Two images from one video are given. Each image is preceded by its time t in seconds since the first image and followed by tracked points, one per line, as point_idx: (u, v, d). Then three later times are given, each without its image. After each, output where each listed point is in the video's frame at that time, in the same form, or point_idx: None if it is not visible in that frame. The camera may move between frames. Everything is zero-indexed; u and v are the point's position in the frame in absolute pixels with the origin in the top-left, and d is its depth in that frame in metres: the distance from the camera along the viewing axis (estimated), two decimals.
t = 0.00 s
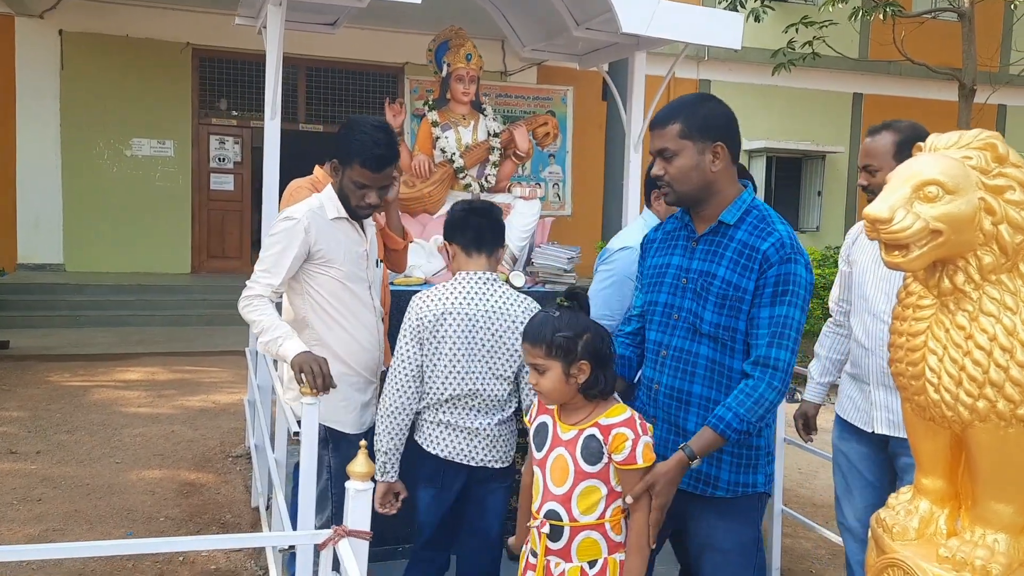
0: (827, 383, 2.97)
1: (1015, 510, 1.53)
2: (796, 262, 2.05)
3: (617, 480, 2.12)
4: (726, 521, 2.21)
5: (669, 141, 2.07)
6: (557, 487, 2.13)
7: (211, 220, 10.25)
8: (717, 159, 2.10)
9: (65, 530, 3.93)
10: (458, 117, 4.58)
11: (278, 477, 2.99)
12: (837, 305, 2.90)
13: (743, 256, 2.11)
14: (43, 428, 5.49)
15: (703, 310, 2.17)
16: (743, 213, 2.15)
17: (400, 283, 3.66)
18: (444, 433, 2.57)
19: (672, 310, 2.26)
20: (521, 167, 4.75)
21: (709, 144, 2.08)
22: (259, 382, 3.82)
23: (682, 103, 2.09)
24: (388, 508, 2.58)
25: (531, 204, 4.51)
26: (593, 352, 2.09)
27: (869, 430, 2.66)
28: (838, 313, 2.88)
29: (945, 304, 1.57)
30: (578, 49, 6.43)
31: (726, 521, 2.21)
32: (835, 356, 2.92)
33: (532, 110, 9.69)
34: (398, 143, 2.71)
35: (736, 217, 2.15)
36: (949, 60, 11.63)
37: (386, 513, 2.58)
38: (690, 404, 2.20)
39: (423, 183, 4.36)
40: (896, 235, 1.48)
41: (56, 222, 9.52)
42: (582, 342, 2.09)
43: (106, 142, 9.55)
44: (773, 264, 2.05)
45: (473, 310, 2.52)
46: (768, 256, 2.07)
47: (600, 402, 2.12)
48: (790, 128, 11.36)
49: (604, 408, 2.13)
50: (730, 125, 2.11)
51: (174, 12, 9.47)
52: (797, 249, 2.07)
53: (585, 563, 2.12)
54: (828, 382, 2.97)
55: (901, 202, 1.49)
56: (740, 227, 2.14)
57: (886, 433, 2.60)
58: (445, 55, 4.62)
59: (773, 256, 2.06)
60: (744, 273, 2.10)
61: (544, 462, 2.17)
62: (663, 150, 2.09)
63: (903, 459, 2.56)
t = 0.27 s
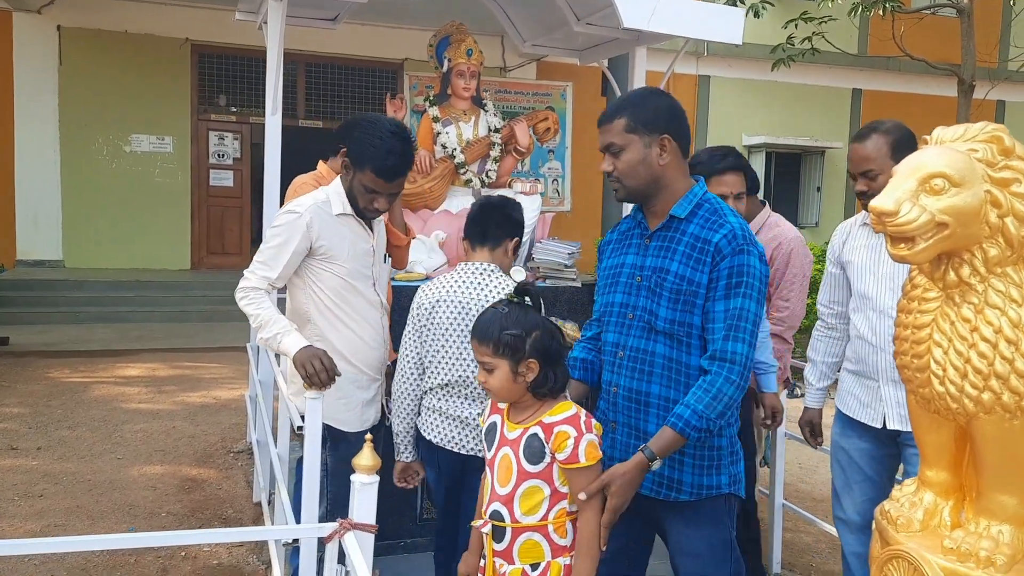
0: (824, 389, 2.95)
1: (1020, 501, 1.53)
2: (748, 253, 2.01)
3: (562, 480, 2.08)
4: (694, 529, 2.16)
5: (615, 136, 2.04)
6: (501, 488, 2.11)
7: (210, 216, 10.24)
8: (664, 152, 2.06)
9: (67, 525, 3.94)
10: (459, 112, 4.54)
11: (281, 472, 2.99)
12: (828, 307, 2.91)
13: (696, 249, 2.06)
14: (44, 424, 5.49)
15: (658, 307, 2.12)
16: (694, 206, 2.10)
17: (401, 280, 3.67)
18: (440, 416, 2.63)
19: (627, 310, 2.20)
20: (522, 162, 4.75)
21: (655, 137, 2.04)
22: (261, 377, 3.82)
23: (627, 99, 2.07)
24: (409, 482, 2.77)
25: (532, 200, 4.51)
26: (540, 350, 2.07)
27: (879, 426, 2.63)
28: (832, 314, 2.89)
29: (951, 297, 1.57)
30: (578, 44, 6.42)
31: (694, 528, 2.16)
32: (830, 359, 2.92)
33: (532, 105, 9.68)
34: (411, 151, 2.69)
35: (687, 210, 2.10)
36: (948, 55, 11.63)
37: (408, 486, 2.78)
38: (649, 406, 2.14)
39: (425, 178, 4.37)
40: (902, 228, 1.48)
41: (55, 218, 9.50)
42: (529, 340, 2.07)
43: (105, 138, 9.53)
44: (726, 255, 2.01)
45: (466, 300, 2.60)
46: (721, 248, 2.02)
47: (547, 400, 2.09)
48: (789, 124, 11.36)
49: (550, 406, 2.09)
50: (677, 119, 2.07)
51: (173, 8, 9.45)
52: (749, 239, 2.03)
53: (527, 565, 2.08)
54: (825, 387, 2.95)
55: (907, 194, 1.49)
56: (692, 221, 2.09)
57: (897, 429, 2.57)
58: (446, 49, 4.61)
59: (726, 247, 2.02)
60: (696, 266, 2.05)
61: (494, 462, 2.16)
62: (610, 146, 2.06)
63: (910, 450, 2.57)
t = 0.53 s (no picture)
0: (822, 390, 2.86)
1: (1010, 500, 1.53)
2: (653, 233, 1.91)
3: (488, 479, 1.99)
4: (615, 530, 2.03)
5: (522, 125, 1.94)
6: (427, 488, 2.03)
7: (209, 213, 10.23)
8: (573, 140, 1.98)
9: (64, 522, 3.94)
10: (457, 109, 4.57)
11: (277, 469, 2.97)
12: (828, 305, 2.77)
13: (602, 235, 1.97)
14: (42, 420, 5.49)
15: (569, 297, 2.02)
16: (600, 192, 2.01)
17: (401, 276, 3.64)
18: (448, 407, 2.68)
19: (542, 305, 2.11)
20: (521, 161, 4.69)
21: (562, 126, 1.95)
22: (258, 375, 3.82)
23: (530, 88, 1.97)
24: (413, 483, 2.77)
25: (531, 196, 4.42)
26: (473, 348, 1.98)
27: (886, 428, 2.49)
28: (833, 313, 2.76)
29: (941, 296, 1.57)
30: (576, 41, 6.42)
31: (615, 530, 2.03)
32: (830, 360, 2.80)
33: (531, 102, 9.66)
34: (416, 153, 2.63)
35: (592, 197, 2.01)
36: (948, 51, 11.62)
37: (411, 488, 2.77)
38: (569, 402, 2.04)
39: (422, 176, 4.31)
40: (892, 227, 1.47)
41: (54, 214, 9.50)
42: (461, 339, 1.98)
43: (103, 134, 9.52)
44: (631, 236, 1.92)
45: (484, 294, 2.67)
46: (624, 231, 1.94)
47: (476, 398, 2.01)
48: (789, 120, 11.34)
49: (477, 403, 2.01)
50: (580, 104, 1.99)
51: (171, 4, 9.44)
52: (655, 220, 1.94)
53: (451, 569, 1.99)
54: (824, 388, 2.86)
55: (898, 193, 1.49)
56: (597, 206, 2.00)
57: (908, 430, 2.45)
58: (443, 47, 4.68)
59: (632, 228, 1.92)
60: (603, 252, 1.97)
61: (422, 462, 2.07)
62: (517, 136, 1.95)
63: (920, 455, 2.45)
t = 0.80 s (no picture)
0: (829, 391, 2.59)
1: (1003, 498, 1.54)
2: (608, 227, 1.80)
3: (448, 478, 1.95)
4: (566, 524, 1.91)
5: (478, 118, 1.80)
6: (384, 492, 1.97)
7: (209, 211, 10.23)
8: (529, 134, 1.86)
9: (63, 519, 3.95)
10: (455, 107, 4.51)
11: (274, 466, 2.97)
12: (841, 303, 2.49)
13: (554, 231, 1.85)
14: (40, 418, 5.50)
15: (522, 297, 1.89)
16: (550, 186, 1.89)
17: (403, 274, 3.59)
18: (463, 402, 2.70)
19: (495, 305, 1.98)
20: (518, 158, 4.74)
21: (519, 120, 1.83)
22: (256, 373, 3.83)
23: (480, 80, 1.82)
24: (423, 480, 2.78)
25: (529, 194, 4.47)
26: (429, 345, 1.95)
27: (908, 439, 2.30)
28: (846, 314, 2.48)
29: (935, 295, 1.58)
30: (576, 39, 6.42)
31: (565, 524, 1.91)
32: (839, 361, 2.53)
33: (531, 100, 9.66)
34: (412, 146, 2.57)
35: (543, 192, 1.89)
36: (948, 50, 11.61)
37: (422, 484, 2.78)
38: (527, 404, 1.92)
39: (420, 173, 4.34)
40: (886, 225, 1.48)
41: (54, 212, 9.50)
42: (417, 335, 1.94)
43: (102, 132, 9.52)
44: (588, 231, 1.80)
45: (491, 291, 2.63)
46: (578, 226, 1.82)
47: (431, 396, 1.97)
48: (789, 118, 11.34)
49: (432, 401, 1.97)
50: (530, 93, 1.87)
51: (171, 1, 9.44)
52: (610, 213, 1.83)
53: (415, 572, 1.96)
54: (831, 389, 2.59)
55: (892, 191, 1.49)
56: (549, 202, 1.88)
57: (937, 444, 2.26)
58: (441, 44, 4.67)
59: (588, 223, 1.81)
60: (556, 249, 1.84)
61: (378, 466, 2.02)
62: (472, 129, 1.81)
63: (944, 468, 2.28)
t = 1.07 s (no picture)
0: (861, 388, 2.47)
1: (997, 494, 1.53)
2: (568, 239, 1.68)
3: (378, 480, 1.99)
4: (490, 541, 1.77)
5: (448, 103, 1.70)
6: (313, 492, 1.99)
7: (208, 205, 10.22)
8: (502, 124, 1.75)
9: (60, 514, 3.95)
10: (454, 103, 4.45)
11: (270, 460, 2.96)
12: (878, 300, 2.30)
13: (511, 236, 1.74)
14: (38, 412, 5.50)
15: (472, 299, 1.80)
16: (514, 186, 1.77)
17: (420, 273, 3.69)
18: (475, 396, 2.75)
19: (447, 302, 1.90)
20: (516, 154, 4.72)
21: (492, 108, 1.73)
22: (254, 367, 3.84)
23: (451, 61, 1.74)
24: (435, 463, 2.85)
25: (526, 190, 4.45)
26: (370, 346, 2.01)
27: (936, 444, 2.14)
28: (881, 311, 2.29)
29: (930, 290, 1.57)
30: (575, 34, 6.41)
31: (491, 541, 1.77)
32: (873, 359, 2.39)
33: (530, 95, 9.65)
34: (389, 126, 2.37)
35: (505, 191, 1.77)
36: (949, 46, 11.59)
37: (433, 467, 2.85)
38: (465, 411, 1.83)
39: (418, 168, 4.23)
40: (880, 220, 1.48)
41: (52, 206, 9.50)
42: (360, 334, 1.99)
43: (101, 126, 9.50)
44: (545, 241, 1.69)
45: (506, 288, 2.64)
46: (536, 236, 1.70)
47: (360, 398, 2.01)
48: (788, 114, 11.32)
49: (363, 403, 2.01)
50: (506, 85, 1.76)
51: None
52: (574, 225, 1.71)
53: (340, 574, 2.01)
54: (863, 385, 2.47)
55: (886, 186, 1.49)
56: (511, 204, 1.76)
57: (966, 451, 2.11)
58: (440, 39, 4.63)
59: (547, 233, 1.69)
60: (511, 255, 1.74)
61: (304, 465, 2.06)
62: (440, 114, 1.71)
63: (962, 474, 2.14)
